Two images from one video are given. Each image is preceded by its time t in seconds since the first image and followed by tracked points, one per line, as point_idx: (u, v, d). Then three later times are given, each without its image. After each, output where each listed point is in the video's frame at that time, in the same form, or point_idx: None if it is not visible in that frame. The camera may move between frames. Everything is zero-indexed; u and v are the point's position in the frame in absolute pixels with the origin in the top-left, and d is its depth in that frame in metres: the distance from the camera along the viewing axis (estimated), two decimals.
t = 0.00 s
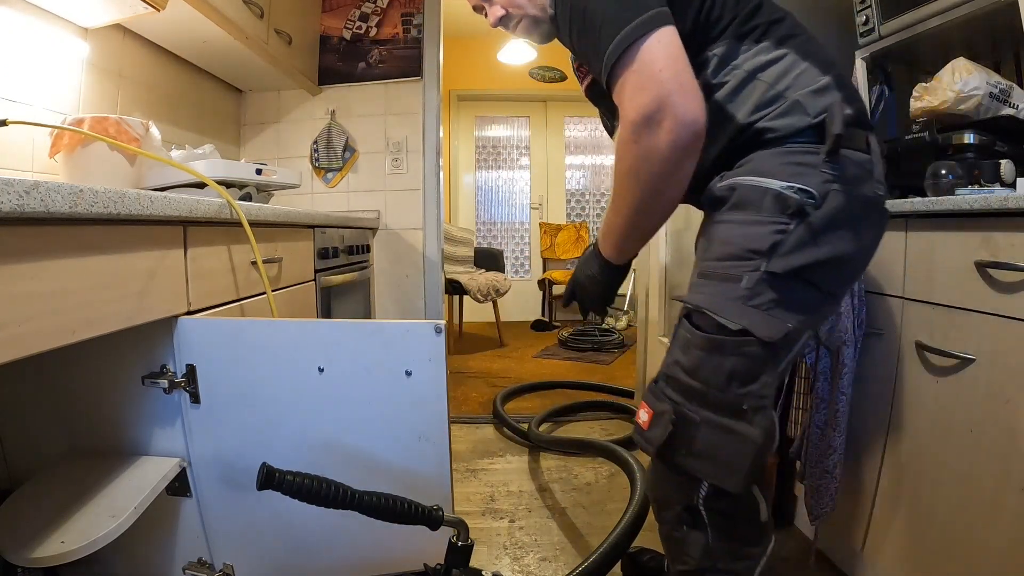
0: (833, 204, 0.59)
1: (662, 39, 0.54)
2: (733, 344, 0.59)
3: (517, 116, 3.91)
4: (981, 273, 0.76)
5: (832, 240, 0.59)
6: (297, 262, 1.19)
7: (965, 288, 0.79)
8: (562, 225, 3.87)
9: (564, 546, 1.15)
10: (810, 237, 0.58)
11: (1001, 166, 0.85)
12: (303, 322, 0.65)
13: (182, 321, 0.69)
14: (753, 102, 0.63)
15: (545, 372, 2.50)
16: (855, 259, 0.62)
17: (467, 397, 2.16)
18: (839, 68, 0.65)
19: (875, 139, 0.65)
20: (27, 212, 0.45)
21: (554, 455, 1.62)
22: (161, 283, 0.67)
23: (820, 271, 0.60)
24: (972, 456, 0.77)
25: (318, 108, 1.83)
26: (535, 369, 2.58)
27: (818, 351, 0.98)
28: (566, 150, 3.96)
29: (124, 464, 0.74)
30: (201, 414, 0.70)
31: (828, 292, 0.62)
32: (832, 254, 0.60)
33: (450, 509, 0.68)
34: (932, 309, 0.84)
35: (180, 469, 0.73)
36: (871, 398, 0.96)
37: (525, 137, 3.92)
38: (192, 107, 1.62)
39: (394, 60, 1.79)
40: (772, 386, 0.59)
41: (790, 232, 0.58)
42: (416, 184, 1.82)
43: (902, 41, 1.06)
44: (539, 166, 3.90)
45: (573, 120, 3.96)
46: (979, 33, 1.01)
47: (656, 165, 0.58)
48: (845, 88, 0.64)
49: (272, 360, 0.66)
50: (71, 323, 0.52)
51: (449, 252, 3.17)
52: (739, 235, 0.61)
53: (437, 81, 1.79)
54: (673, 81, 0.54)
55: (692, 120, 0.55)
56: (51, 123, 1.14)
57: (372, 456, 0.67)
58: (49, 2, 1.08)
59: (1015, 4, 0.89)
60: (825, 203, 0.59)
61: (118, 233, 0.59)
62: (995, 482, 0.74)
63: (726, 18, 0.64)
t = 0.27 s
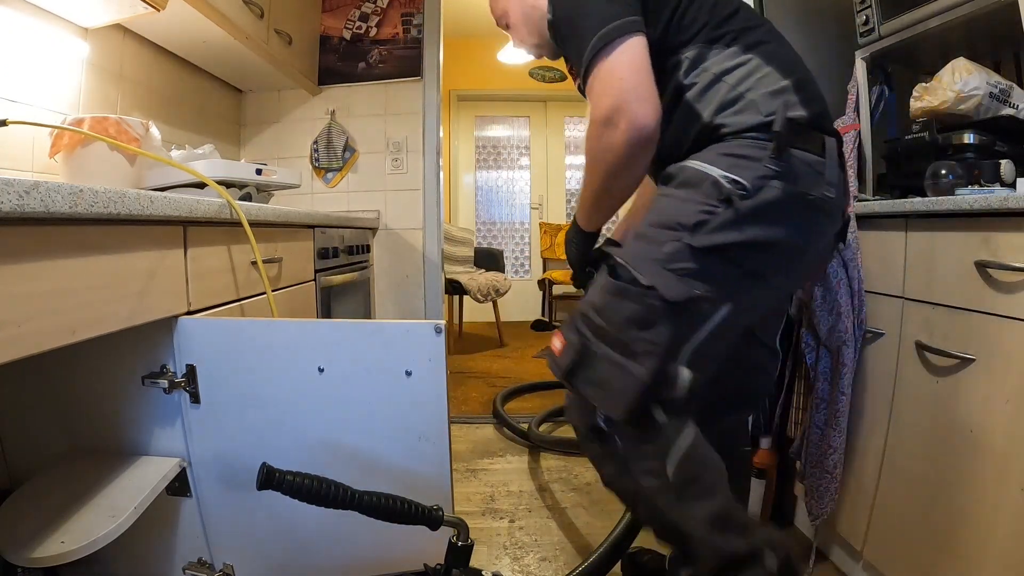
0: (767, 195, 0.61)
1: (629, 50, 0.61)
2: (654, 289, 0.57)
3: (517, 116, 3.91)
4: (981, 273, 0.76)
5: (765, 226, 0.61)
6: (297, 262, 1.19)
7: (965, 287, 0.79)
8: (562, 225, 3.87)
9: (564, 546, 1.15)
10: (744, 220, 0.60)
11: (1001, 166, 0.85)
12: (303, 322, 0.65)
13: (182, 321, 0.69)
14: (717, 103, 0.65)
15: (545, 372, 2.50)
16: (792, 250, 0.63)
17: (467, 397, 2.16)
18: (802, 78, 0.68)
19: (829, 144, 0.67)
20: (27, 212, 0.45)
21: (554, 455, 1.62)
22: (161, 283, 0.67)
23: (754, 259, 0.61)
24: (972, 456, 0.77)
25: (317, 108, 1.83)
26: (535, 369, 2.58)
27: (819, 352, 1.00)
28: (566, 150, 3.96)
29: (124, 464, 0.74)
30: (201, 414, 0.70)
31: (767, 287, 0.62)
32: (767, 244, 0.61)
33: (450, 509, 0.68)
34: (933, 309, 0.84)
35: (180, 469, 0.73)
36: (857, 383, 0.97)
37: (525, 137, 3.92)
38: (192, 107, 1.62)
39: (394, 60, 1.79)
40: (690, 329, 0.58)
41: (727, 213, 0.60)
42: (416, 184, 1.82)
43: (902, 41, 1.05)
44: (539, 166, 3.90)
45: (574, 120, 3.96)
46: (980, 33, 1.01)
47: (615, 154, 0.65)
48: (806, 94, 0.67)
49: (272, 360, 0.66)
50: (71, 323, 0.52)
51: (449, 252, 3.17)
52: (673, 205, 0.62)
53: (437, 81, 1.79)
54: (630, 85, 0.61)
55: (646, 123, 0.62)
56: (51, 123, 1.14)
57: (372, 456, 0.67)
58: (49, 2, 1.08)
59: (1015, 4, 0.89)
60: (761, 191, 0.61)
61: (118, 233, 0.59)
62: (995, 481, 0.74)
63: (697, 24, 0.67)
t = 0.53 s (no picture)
0: (652, 177, 0.67)
1: (557, 60, 0.71)
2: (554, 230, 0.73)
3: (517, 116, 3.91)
4: (981, 274, 0.76)
5: (650, 203, 0.67)
6: (297, 262, 1.19)
7: (964, 287, 0.79)
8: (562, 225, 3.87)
9: (564, 546, 1.15)
10: (628, 194, 0.68)
11: (1001, 166, 0.85)
12: (303, 322, 0.65)
13: (182, 321, 0.69)
14: (646, 103, 0.73)
15: (545, 372, 2.50)
16: (684, 231, 0.68)
17: (467, 397, 2.16)
18: (737, 76, 0.71)
19: (747, 135, 0.67)
20: (27, 212, 0.45)
21: (554, 455, 1.62)
22: (161, 283, 0.67)
23: (638, 230, 0.69)
24: (971, 455, 0.77)
25: (317, 108, 1.83)
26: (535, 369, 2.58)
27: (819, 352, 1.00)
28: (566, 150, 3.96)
29: (124, 464, 0.74)
30: (201, 415, 0.70)
31: (661, 254, 0.71)
32: (652, 219, 0.68)
33: (450, 509, 0.68)
34: (932, 309, 0.84)
35: (180, 469, 0.73)
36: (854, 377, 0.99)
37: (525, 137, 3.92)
38: (192, 107, 1.62)
39: (394, 60, 1.79)
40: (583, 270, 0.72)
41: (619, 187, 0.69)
42: (416, 184, 1.82)
43: (903, 41, 1.05)
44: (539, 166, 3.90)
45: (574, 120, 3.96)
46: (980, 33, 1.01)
47: (531, 148, 0.74)
48: (732, 96, 0.69)
49: (272, 361, 0.66)
50: (71, 324, 0.52)
51: (450, 252, 3.17)
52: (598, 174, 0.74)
53: (437, 81, 1.79)
54: (550, 88, 0.70)
55: (556, 123, 0.70)
56: (51, 123, 1.14)
57: (372, 456, 0.68)
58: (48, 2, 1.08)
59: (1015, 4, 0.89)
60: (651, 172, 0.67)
61: (118, 233, 0.59)
62: (995, 481, 0.74)
63: (635, 34, 0.74)
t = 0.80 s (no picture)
0: (573, 217, 0.71)
1: (501, 105, 0.75)
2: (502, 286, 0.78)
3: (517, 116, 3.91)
4: (981, 274, 0.76)
5: (574, 240, 0.71)
6: (297, 262, 1.19)
7: (964, 287, 0.79)
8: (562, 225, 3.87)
9: (564, 546, 1.15)
10: (556, 240, 0.72)
11: (1001, 166, 0.85)
12: (303, 322, 0.65)
13: (182, 321, 0.69)
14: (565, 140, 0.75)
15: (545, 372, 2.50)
16: (610, 259, 0.71)
17: (467, 397, 2.16)
18: (646, 104, 0.71)
19: (652, 161, 0.69)
20: (27, 212, 0.45)
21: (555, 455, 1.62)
22: (161, 283, 0.67)
23: (573, 267, 0.73)
24: (971, 455, 0.77)
25: (317, 108, 1.83)
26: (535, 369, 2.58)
27: (819, 352, 1.01)
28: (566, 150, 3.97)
29: (124, 464, 0.74)
30: (201, 414, 0.70)
31: (601, 283, 0.74)
32: (584, 257, 0.72)
33: (450, 509, 0.68)
34: (933, 309, 0.84)
35: (180, 469, 0.73)
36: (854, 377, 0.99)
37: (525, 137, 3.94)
38: (192, 107, 1.62)
39: (394, 60, 1.79)
40: (538, 318, 0.76)
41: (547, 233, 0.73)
42: (416, 184, 1.82)
43: (903, 41, 1.05)
44: (539, 166, 3.91)
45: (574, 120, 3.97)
46: (980, 33, 1.01)
47: (478, 184, 0.80)
48: (641, 125, 0.70)
49: (272, 360, 0.66)
50: (71, 324, 0.52)
51: (450, 252, 3.17)
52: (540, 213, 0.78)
53: (437, 81, 1.79)
54: (495, 140, 0.75)
55: (501, 172, 0.77)
56: (51, 123, 1.14)
57: (372, 456, 0.68)
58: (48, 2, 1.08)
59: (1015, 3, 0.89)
60: (572, 214, 0.71)
61: (118, 233, 0.59)
62: (994, 481, 0.74)
63: (557, 76, 0.76)
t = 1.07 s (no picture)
0: (498, 234, 0.89)
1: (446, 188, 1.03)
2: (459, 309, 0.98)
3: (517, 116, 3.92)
4: (981, 273, 0.76)
5: (503, 254, 0.89)
6: (297, 262, 1.19)
7: (964, 287, 0.79)
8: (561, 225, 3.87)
9: (564, 546, 1.15)
10: (488, 261, 0.91)
11: (1001, 166, 0.85)
12: (303, 322, 0.65)
13: (182, 321, 0.69)
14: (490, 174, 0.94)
15: (545, 372, 2.51)
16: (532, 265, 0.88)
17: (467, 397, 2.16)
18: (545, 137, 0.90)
19: (554, 177, 0.86)
20: (27, 212, 0.45)
21: (555, 455, 1.62)
22: (161, 283, 0.67)
23: (506, 277, 0.91)
24: (970, 455, 0.77)
25: (317, 108, 1.83)
26: (534, 369, 2.58)
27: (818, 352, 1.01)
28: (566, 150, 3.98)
29: (124, 464, 0.74)
30: (201, 414, 0.70)
31: (532, 288, 0.92)
32: (510, 269, 0.90)
33: (450, 509, 0.68)
34: (933, 309, 0.84)
35: (180, 469, 0.73)
36: (854, 377, 0.99)
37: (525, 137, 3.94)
38: (192, 107, 1.62)
39: (394, 60, 1.79)
40: (486, 323, 0.95)
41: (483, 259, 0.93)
42: (416, 184, 1.82)
43: (903, 41, 1.05)
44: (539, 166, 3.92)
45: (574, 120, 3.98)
46: (979, 34, 1.01)
47: (440, 249, 1.11)
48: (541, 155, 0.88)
49: (272, 360, 0.66)
50: (71, 324, 0.52)
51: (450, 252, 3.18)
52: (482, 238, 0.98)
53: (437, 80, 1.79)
54: (444, 212, 1.05)
55: (454, 240, 1.07)
56: (51, 123, 1.14)
57: (372, 456, 0.68)
58: (48, 2, 1.08)
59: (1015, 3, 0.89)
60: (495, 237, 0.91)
61: (118, 233, 0.59)
62: (994, 481, 0.74)
63: (477, 132, 0.97)
